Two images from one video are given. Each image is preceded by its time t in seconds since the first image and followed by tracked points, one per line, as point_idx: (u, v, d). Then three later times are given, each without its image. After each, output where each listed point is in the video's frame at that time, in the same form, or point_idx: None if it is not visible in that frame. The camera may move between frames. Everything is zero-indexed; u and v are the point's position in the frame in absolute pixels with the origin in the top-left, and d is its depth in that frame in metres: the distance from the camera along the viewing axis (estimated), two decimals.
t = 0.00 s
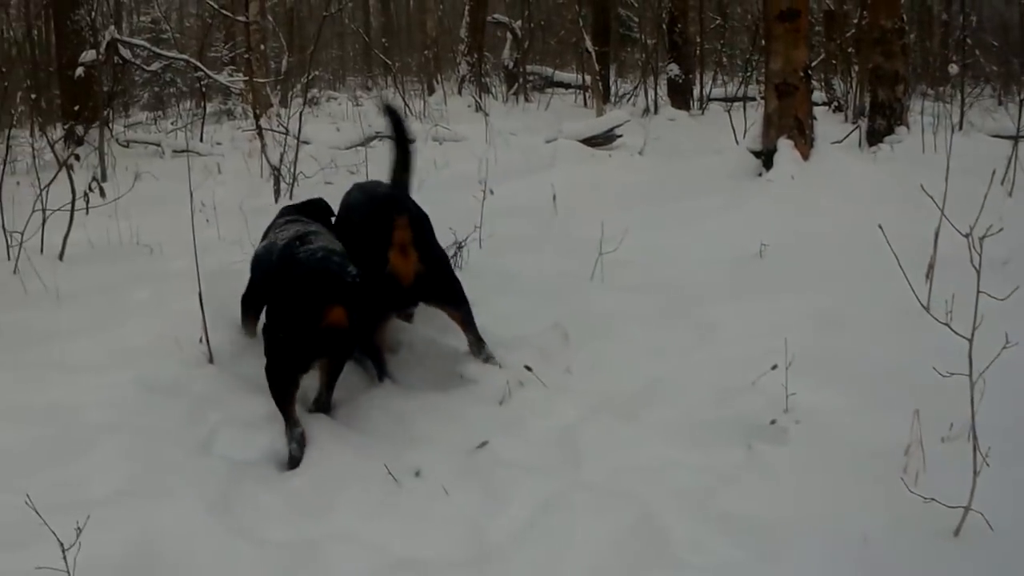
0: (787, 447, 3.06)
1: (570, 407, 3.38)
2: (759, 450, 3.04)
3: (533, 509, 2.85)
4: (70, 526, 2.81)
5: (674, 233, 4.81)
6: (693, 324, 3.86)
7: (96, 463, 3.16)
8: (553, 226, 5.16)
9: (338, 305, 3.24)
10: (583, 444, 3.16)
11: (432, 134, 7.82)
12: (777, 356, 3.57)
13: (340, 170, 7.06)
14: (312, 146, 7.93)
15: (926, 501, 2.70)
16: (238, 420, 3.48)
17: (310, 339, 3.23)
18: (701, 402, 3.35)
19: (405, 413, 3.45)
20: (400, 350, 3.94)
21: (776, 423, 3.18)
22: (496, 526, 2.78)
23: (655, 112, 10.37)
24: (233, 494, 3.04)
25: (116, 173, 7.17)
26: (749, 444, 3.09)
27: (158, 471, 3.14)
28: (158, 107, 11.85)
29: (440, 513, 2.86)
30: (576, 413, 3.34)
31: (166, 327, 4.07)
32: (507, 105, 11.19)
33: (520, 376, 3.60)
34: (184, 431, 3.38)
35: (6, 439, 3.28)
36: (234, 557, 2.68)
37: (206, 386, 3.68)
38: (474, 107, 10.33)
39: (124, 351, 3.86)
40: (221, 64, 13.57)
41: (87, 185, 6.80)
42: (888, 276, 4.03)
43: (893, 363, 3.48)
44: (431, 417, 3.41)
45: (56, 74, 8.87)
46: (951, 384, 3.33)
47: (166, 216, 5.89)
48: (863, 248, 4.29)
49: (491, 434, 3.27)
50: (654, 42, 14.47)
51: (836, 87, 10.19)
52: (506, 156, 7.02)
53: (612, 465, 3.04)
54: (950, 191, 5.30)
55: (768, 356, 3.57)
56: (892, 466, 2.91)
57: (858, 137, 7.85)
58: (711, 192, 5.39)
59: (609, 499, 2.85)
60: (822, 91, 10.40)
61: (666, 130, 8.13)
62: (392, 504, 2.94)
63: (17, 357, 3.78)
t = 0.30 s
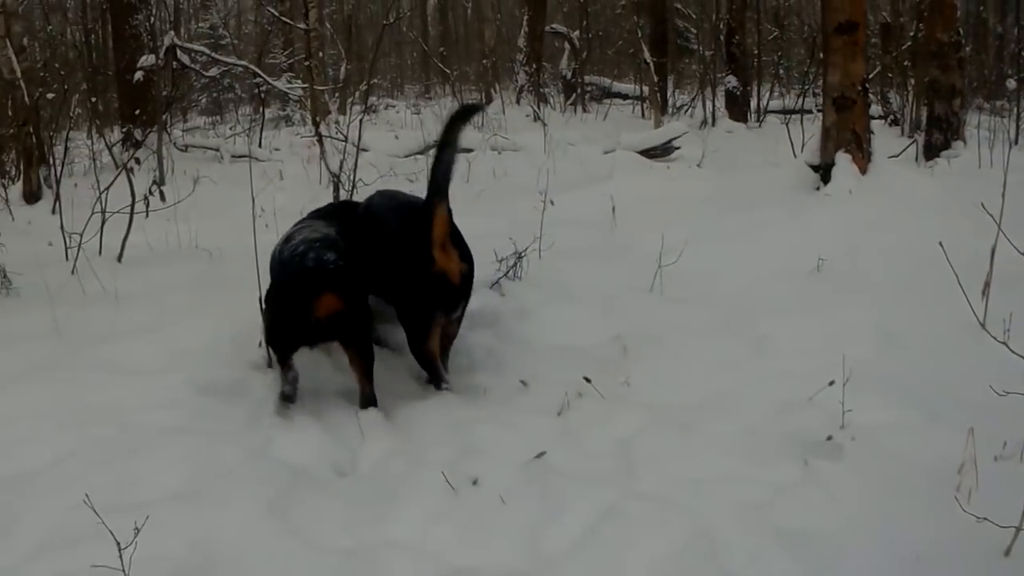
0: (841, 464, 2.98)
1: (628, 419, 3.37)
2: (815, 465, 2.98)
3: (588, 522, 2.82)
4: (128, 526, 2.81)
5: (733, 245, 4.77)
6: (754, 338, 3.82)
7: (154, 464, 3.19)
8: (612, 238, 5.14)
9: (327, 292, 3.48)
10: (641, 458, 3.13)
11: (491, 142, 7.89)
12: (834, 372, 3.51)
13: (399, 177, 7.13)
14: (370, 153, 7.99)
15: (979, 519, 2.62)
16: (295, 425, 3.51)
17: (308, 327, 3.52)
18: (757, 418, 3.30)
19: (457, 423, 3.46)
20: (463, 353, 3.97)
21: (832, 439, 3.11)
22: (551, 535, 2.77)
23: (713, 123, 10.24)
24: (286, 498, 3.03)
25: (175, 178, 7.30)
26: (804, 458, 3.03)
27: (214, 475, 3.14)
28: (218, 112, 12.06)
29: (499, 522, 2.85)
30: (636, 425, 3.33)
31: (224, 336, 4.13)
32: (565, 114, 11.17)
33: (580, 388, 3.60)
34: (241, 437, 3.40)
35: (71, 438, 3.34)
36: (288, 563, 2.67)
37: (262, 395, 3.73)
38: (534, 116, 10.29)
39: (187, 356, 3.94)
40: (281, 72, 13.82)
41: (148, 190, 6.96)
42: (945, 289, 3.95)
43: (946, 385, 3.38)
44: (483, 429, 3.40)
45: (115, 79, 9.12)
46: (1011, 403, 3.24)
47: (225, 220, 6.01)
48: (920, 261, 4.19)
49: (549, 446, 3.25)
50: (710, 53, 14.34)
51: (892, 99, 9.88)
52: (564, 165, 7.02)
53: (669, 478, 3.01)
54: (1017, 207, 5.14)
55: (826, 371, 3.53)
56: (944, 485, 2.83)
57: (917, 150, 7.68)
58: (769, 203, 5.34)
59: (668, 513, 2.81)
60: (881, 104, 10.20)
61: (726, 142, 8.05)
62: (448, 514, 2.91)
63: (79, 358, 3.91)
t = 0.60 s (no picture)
0: (885, 474, 2.94)
1: (671, 427, 3.35)
2: (857, 475, 2.94)
3: (632, 529, 2.80)
4: (171, 528, 2.76)
5: (776, 254, 4.74)
6: (798, 347, 3.80)
7: (196, 464, 3.18)
8: (654, 245, 5.13)
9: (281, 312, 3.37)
10: (683, 466, 3.11)
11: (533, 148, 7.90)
12: (876, 381, 3.47)
13: (442, 182, 7.21)
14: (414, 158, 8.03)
15: (1017, 533, 2.57)
16: (335, 432, 3.51)
17: (263, 342, 3.38)
18: (799, 426, 3.27)
19: (495, 431, 3.45)
20: (505, 363, 3.97)
21: (873, 448, 3.06)
22: (592, 543, 2.75)
23: (756, 130, 10.15)
24: (328, 501, 3.01)
25: (220, 182, 7.40)
26: (846, 468, 2.99)
27: (255, 477, 3.13)
28: (260, 117, 12.19)
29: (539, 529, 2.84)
30: (680, 432, 3.31)
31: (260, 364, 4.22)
32: (607, 120, 11.16)
33: (624, 397, 3.59)
34: (282, 441, 3.41)
35: (116, 437, 3.35)
36: (329, 566, 2.63)
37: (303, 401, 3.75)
38: (576, 121, 10.30)
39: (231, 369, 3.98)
40: (322, 77, 13.97)
41: (193, 196, 7.08)
42: (992, 296, 3.89)
43: (990, 389, 3.31)
44: (519, 438, 3.40)
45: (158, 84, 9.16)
46: None
47: (268, 221, 6.08)
48: (966, 269, 4.13)
49: (591, 455, 3.24)
50: (750, 59, 14.27)
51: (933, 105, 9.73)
52: (607, 172, 7.03)
53: (713, 486, 2.98)
54: None
55: (870, 379, 3.49)
56: (980, 496, 2.76)
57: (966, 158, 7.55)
58: (812, 210, 5.31)
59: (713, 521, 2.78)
60: (922, 111, 10.06)
61: (770, 149, 8.00)
62: (489, 521, 2.90)
63: (124, 359, 3.99)
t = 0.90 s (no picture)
0: (923, 490, 2.93)
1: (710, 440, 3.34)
2: (893, 490, 2.93)
3: (670, 542, 2.78)
4: (207, 535, 2.75)
5: (815, 266, 4.71)
6: (838, 360, 3.78)
7: (232, 471, 3.18)
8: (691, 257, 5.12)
9: (270, 292, 3.54)
10: (720, 479, 3.10)
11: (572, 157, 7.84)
12: (913, 396, 3.45)
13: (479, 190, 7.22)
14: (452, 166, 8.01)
15: None
16: (370, 440, 3.51)
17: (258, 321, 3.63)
18: (838, 439, 3.25)
19: (529, 441, 3.45)
20: (543, 372, 3.98)
21: (909, 463, 3.05)
22: (630, 556, 2.74)
23: (793, 139, 10.04)
24: (365, 509, 3.01)
25: (257, 187, 7.45)
26: (882, 483, 2.98)
27: (291, 484, 3.13)
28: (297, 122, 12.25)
29: (578, 540, 2.83)
30: (718, 446, 3.30)
31: (297, 375, 4.28)
32: (645, 129, 11.11)
33: (662, 410, 3.58)
34: (318, 449, 3.42)
35: (154, 443, 3.38)
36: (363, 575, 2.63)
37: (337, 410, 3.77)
38: (614, 129, 10.26)
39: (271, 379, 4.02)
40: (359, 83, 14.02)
41: (231, 201, 7.14)
42: None
43: None
44: (554, 448, 3.40)
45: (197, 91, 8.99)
46: None
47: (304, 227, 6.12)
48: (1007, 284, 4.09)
49: (629, 467, 3.23)
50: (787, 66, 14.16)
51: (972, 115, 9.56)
52: (646, 181, 7.02)
53: (751, 500, 2.96)
54: None
55: (907, 395, 3.47)
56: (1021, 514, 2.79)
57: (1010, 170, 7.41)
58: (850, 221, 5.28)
59: (751, 535, 2.77)
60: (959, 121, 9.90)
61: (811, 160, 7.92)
62: (527, 532, 2.90)
63: (159, 364, 4.08)
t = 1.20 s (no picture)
0: (949, 510, 2.93)
1: (737, 458, 3.34)
2: (919, 510, 2.92)
3: (694, 559, 2.78)
4: (231, 549, 2.76)
5: (844, 284, 4.69)
6: (865, 380, 3.78)
7: (257, 482, 3.19)
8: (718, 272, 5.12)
9: (243, 324, 3.73)
10: (745, 498, 3.09)
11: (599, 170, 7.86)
12: (939, 416, 3.44)
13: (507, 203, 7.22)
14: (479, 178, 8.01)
15: None
16: (395, 453, 3.52)
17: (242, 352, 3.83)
18: (866, 459, 3.24)
19: (553, 457, 3.45)
20: (569, 390, 3.98)
21: (936, 484, 3.04)
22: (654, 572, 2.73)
23: (821, 153, 9.97)
24: (390, 523, 3.01)
25: (284, 198, 7.47)
26: (908, 503, 2.96)
27: (314, 497, 3.13)
28: (324, 132, 12.29)
29: (605, 557, 2.83)
30: (745, 465, 3.28)
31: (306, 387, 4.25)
32: (672, 142, 11.07)
33: (688, 428, 3.58)
34: (343, 461, 3.42)
35: (181, 453, 3.39)
36: None
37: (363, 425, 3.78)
38: (642, 143, 10.24)
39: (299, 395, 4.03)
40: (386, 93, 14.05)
41: (257, 212, 7.17)
42: None
43: None
44: (578, 463, 3.40)
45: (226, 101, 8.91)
46: None
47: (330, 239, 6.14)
48: None
49: (654, 484, 3.22)
50: (815, 79, 14.05)
51: (1002, 130, 9.43)
52: (673, 195, 7.01)
53: (779, 518, 2.95)
54: None
55: (933, 415, 3.46)
56: None
57: None
58: (877, 238, 5.25)
59: (776, 554, 2.75)
60: (988, 135, 9.76)
61: (841, 176, 7.86)
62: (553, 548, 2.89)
63: (184, 374, 4.12)
